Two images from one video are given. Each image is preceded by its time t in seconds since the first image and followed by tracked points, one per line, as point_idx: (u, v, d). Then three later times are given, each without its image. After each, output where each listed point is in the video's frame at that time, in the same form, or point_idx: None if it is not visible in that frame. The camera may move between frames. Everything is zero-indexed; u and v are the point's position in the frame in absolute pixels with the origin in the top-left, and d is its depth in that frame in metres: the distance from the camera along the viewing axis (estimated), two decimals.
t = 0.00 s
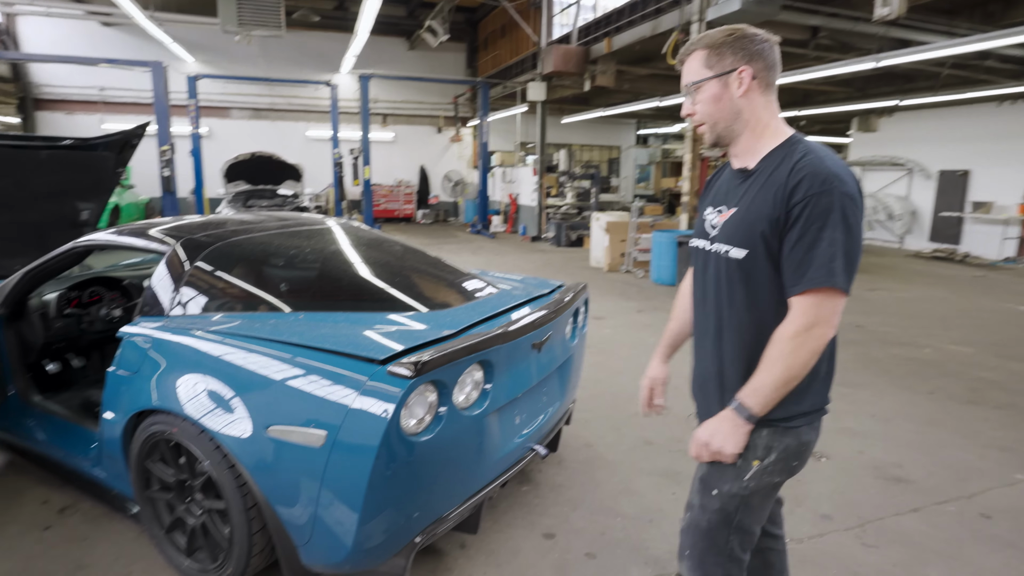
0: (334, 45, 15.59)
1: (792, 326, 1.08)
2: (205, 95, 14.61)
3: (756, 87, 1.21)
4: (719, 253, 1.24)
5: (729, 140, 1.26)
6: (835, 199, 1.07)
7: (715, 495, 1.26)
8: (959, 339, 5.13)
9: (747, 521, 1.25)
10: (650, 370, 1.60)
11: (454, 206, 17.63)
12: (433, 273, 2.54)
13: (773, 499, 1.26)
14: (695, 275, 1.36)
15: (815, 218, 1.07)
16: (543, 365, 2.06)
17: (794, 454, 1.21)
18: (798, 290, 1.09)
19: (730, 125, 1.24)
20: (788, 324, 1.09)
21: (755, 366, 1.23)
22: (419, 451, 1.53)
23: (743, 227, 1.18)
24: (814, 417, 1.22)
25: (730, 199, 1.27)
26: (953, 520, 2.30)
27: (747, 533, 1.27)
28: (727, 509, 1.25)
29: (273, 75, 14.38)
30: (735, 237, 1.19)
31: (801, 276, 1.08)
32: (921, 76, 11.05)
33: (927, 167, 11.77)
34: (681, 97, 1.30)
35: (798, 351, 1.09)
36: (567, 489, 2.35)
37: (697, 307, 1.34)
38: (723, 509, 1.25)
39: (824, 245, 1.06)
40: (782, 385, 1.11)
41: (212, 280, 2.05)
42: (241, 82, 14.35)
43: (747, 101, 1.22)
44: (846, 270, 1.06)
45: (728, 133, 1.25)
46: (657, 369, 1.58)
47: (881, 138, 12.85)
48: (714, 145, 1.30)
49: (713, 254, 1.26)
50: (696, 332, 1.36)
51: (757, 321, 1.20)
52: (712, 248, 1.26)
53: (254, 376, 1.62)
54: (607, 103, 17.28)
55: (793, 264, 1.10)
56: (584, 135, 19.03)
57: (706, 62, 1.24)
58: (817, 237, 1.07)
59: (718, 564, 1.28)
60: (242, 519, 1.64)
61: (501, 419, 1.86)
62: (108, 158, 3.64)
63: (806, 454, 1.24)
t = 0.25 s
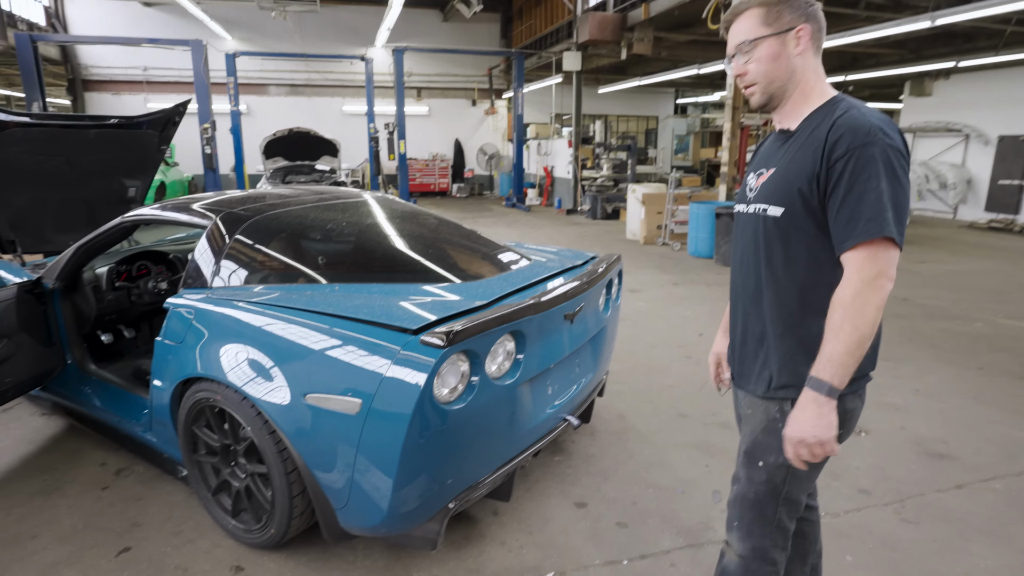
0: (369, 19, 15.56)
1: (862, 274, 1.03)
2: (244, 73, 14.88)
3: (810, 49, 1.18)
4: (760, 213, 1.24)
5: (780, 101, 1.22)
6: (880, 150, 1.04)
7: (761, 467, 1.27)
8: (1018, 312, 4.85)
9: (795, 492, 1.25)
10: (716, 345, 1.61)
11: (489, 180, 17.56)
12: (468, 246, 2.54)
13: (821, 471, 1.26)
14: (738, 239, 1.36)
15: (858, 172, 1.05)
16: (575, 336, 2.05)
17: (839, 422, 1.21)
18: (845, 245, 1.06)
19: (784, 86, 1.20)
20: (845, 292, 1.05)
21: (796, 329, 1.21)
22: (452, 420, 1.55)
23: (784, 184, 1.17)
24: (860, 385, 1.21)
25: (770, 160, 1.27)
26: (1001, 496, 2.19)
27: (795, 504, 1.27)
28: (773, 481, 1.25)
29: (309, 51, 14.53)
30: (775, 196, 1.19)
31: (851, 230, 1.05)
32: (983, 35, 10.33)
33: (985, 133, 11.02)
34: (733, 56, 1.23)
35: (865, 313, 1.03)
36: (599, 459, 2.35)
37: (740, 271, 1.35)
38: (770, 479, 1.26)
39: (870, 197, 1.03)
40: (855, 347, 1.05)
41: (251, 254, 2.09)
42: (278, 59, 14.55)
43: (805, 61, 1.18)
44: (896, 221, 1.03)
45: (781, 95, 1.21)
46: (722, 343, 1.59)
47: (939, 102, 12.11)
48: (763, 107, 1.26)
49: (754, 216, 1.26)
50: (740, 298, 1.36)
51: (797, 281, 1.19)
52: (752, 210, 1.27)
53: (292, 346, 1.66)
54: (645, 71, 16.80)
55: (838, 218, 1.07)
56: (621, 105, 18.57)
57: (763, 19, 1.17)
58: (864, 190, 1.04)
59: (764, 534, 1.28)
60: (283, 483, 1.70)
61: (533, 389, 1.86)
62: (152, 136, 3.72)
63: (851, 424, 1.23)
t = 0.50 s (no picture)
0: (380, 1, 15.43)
1: (901, 237, 0.99)
2: (256, 59, 14.89)
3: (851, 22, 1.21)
4: (780, 187, 1.22)
5: (830, 65, 1.19)
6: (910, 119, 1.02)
7: (771, 442, 1.26)
8: None
9: (806, 469, 1.24)
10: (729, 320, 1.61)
11: (503, 162, 17.45)
12: (483, 228, 2.53)
13: (833, 447, 1.25)
14: (756, 213, 1.34)
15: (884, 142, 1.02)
16: (590, 318, 2.04)
17: (851, 398, 1.20)
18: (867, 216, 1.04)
19: (838, 49, 1.18)
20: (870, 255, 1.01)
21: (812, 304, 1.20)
22: (466, 401, 1.55)
23: (807, 158, 1.16)
24: (874, 362, 1.20)
25: (791, 136, 1.24)
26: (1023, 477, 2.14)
27: (806, 480, 1.26)
28: (784, 457, 1.24)
29: (320, 35, 14.48)
30: (796, 170, 1.18)
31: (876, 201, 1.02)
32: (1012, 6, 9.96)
33: (1013, 107, 10.66)
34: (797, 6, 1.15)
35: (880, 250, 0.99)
36: (614, 441, 2.35)
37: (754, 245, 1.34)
38: (780, 455, 1.24)
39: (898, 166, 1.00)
40: (859, 280, 1.01)
41: (266, 238, 2.10)
42: (290, 44, 14.51)
43: (845, 29, 1.18)
44: (937, 186, 0.99)
45: (834, 58, 1.18)
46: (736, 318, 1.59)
47: (965, 77, 11.74)
48: (800, 72, 1.21)
49: (774, 189, 1.25)
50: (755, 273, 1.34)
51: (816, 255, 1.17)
52: (770, 184, 1.26)
53: (308, 329, 1.67)
54: (661, 50, 16.48)
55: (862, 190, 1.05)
56: (636, 85, 18.28)
57: None
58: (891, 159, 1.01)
59: (776, 509, 1.28)
60: (300, 464, 1.72)
61: (548, 370, 1.86)
62: (167, 123, 3.76)
63: (865, 400, 1.22)
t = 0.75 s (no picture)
0: None
1: (887, 229, 1.01)
2: (263, 46, 14.84)
3: None
4: (792, 170, 1.19)
5: (855, 46, 1.15)
6: (931, 111, 1.01)
7: (776, 427, 1.24)
8: None
9: (812, 454, 1.23)
10: (720, 297, 1.59)
11: (511, 149, 17.34)
12: (491, 214, 2.51)
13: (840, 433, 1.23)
14: (765, 194, 1.31)
15: (906, 131, 1.01)
16: (600, 303, 2.02)
17: (858, 382, 1.18)
18: (881, 207, 1.03)
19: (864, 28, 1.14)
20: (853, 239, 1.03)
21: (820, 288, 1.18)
22: (476, 388, 1.55)
23: (822, 142, 1.13)
24: (882, 346, 1.17)
25: (807, 117, 1.20)
26: None
27: (811, 466, 1.24)
28: (789, 442, 1.23)
29: (327, 21, 14.40)
30: (810, 154, 1.15)
31: (891, 192, 1.01)
32: None
33: None
34: None
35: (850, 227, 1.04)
36: (623, 428, 2.34)
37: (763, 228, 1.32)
38: (785, 440, 1.23)
39: (917, 159, 1.00)
40: (830, 254, 1.04)
41: (275, 226, 2.10)
42: (296, 31, 14.45)
43: (874, 12, 1.14)
44: (936, 183, 1.00)
45: (859, 38, 1.14)
46: (727, 296, 1.57)
47: (983, 59, 11.48)
48: (823, 53, 1.17)
49: (786, 170, 1.22)
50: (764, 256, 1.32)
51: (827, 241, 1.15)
52: (782, 166, 1.23)
53: (318, 316, 1.67)
54: (671, 33, 16.23)
55: (877, 179, 1.03)
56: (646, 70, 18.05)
57: None
58: (911, 150, 1.00)
59: (780, 495, 1.27)
60: (311, 450, 1.73)
61: (558, 357, 1.85)
62: (175, 111, 3.74)
63: (873, 385, 1.20)
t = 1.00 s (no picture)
0: None
1: (880, 250, 1.02)
2: (262, 42, 14.78)
3: None
4: (787, 169, 1.17)
5: (855, 39, 1.11)
6: (935, 116, 0.98)
7: (765, 427, 1.23)
8: None
9: (801, 456, 1.21)
10: (709, 297, 1.44)
11: (511, 146, 17.30)
12: (492, 211, 2.49)
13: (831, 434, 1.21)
14: (760, 191, 1.30)
15: (909, 138, 0.99)
16: (602, 301, 2.01)
17: (848, 383, 1.16)
18: (886, 218, 1.02)
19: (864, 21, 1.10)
20: (869, 249, 1.04)
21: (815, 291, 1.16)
22: (477, 388, 1.53)
23: (820, 142, 1.11)
24: (873, 347, 1.15)
25: (802, 113, 1.18)
26: None
27: (801, 467, 1.23)
28: (778, 443, 1.22)
29: (326, 17, 14.34)
30: (807, 154, 1.13)
31: (895, 202, 1.00)
32: None
33: None
34: None
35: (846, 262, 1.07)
36: (626, 426, 2.33)
37: (757, 227, 1.29)
38: (774, 441, 1.22)
39: (921, 168, 0.98)
40: (836, 297, 1.09)
41: (274, 223, 2.08)
42: (295, 27, 14.40)
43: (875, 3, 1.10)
44: (943, 192, 0.98)
45: (859, 32, 1.10)
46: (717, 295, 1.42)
47: (984, 54, 11.45)
48: (822, 46, 1.14)
49: (781, 169, 1.20)
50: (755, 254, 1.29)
51: (827, 243, 1.14)
52: (779, 165, 1.20)
53: (318, 314, 1.65)
54: (671, 29, 16.18)
55: (881, 187, 1.02)
56: (646, 66, 17.99)
57: None
58: (915, 159, 0.98)
59: (770, 495, 1.26)
60: (311, 450, 1.71)
61: (560, 355, 1.83)
62: (173, 107, 3.71)
63: (864, 386, 1.17)
